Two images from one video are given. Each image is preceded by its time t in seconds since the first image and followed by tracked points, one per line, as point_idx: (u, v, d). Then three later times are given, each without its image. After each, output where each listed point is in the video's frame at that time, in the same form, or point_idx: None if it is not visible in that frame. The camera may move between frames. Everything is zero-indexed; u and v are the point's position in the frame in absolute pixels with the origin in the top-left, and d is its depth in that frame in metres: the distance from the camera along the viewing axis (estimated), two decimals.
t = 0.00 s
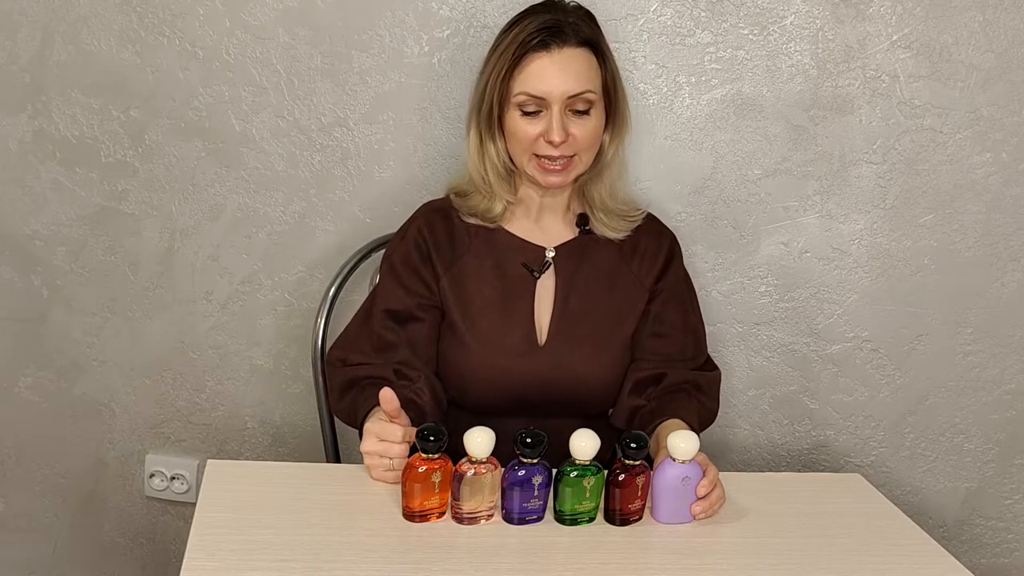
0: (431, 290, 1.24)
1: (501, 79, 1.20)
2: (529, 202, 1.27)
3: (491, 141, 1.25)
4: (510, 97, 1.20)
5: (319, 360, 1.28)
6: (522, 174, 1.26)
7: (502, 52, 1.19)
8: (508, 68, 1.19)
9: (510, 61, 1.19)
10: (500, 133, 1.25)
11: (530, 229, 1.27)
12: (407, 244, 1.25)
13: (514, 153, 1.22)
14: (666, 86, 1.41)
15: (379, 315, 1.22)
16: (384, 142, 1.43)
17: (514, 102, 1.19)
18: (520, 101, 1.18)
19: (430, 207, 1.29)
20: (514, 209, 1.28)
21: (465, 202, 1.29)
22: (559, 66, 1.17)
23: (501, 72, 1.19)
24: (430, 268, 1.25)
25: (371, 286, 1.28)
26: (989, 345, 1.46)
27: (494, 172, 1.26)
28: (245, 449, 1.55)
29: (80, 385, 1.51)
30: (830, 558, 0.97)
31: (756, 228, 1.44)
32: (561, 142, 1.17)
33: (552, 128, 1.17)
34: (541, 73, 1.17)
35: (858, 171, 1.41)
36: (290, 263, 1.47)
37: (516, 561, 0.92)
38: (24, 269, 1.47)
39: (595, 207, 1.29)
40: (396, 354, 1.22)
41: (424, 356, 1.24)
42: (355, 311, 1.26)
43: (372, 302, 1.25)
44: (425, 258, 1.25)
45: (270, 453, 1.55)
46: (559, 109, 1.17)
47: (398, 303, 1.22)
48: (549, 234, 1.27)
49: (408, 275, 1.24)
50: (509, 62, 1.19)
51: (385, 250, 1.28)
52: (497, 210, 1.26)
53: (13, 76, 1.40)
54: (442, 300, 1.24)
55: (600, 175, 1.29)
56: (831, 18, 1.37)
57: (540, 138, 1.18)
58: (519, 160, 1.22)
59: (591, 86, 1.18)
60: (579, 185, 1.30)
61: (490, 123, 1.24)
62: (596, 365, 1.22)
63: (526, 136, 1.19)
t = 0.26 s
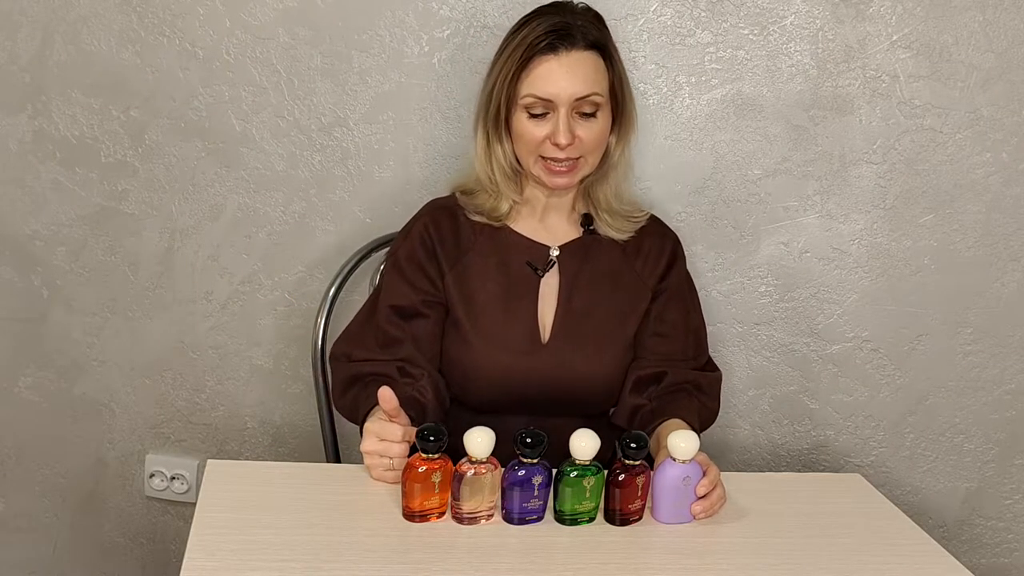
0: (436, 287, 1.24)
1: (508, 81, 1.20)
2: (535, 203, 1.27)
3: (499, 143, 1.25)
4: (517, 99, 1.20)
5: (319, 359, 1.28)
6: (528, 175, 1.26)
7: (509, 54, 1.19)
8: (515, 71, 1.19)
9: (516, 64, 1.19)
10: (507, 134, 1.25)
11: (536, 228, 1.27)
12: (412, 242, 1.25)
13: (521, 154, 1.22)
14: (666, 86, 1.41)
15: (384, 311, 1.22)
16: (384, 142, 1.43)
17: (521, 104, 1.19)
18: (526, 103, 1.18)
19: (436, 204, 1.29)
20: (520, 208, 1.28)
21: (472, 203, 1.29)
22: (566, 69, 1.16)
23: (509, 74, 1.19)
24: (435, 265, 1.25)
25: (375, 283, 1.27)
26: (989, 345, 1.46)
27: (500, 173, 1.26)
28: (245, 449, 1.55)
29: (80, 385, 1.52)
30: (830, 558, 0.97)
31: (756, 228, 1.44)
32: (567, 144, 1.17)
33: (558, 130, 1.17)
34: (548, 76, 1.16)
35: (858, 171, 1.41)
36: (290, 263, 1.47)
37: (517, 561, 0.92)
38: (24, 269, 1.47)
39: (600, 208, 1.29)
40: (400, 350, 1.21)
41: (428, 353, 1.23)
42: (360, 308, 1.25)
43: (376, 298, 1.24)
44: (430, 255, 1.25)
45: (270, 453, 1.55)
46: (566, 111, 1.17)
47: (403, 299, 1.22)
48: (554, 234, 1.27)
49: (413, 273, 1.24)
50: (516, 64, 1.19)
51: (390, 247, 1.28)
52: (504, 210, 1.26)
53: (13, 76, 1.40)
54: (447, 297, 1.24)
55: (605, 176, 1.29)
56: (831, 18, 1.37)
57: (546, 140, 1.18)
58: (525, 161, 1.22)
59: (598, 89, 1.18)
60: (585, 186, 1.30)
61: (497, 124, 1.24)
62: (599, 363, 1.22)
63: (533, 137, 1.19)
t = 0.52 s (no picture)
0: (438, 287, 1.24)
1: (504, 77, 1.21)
2: (537, 202, 1.27)
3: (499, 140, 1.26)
4: (512, 94, 1.20)
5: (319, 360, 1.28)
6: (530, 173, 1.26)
7: (506, 51, 1.21)
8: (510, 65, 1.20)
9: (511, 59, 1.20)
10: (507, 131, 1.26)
11: (537, 228, 1.27)
12: (415, 240, 1.25)
13: (517, 151, 1.22)
14: (666, 86, 1.41)
15: (386, 310, 1.22)
16: (384, 142, 1.43)
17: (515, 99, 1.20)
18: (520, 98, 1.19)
19: (439, 203, 1.29)
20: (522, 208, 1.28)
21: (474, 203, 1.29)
22: (556, 63, 1.17)
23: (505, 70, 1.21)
24: (437, 265, 1.25)
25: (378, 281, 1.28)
26: (989, 345, 1.46)
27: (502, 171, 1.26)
28: (245, 449, 1.55)
29: (81, 385, 1.52)
30: (830, 558, 0.97)
31: (757, 228, 1.44)
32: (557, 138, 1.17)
33: (549, 124, 1.18)
34: (539, 70, 1.17)
35: (858, 171, 1.41)
36: (290, 263, 1.47)
37: (517, 561, 0.92)
38: (24, 269, 1.47)
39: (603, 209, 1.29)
40: (402, 349, 1.21)
41: (429, 350, 1.23)
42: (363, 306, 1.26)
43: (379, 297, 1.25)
44: (433, 255, 1.25)
45: (270, 453, 1.55)
46: (556, 105, 1.17)
47: (406, 298, 1.22)
48: (556, 234, 1.27)
49: (416, 270, 1.24)
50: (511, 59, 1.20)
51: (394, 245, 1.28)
52: (504, 210, 1.26)
53: (13, 75, 1.40)
54: (449, 296, 1.24)
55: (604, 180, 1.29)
56: (831, 19, 1.37)
57: (539, 134, 1.19)
58: (521, 158, 1.22)
59: (589, 83, 1.18)
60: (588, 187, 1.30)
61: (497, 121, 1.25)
62: (601, 365, 1.22)
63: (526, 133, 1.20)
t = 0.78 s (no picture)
0: (430, 295, 1.24)
1: (517, 56, 1.21)
2: (529, 201, 1.28)
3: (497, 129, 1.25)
4: (525, 73, 1.21)
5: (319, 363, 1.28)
6: (525, 169, 1.27)
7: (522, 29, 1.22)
8: (526, 44, 1.21)
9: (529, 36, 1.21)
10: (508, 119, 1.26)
11: (529, 231, 1.27)
12: (406, 246, 1.26)
13: (523, 133, 1.22)
14: (666, 86, 1.41)
15: (378, 318, 1.22)
16: (384, 142, 1.43)
17: (530, 77, 1.21)
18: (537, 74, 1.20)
19: (430, 207, 1.30)
20: (513, 209, 1.29)
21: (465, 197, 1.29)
22: (578, 42, 1.20)
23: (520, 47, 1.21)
24: (429, 273, 1.25)
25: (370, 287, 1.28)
26: (989, 345, 1.46)
27: (498, 162, 1.27)
28: (245, 449, 1.55)
29: (80, 385, 1.51)
30: (830, 558, 0.97)
31: (757, 228, 1.44)
32: (575, 112, 1.18)
33: (567, 100, 1.19)
34: (561, 46, 1.20)
35: (858, 171, 1.41)
36: (290, 263, 1.47)
37: (517, 561, 0.92)
38: (24, 269, 1.47)
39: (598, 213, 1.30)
40: (395, 356, 1.21)
41: (423, 359, 1.23)
42: (354, 316, 1.25)
43: (371, 305, 1.24)
44: (424, 263, 1.25)
45: (270, 453, 1.55)
46: (576, 82, 1.20)
47: (397, 307, 1.22)
48: (547, 236, 1.27)
49: (407, 276, 1.24)
50: (528, 36, 1.21)
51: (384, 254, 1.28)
52: (495, 205, 1.27)
53: (13, 75, 1.40)
54: (441, 303, 1.24)
55: (605, 174, 1.32)
56: (831, 19, 1.37)
57: (553, 110, 1.19)
58: (527, 140, 1.22)
59: (607, 65, 1.22)
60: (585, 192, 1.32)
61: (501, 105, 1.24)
62: (596, 369, 1.22)
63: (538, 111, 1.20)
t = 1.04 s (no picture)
0: (419, 301, 1.24)
1: (526, 58, 1.20)
2: (521, 204, 1.28)
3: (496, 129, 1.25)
4: (533, 77, 1.21)
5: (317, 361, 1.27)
6: (519, 171, 1.27)
7: (533, 31, 1.21)
8: (537, 47, 1.20)
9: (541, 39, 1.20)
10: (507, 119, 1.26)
11: (519, 235, 1.27)
12: (394, 252, 1.25)
13: (524, 135, 1.22)
14: (666, 86, 1.41)
15: (368, 326, 1.21)
16: (384, 142, 1.43)
17: (538, 81, 1.21)
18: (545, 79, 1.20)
19: (419, 211, 1.29)
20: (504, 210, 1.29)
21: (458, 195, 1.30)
22: (590, 52, 1.20)
23: (530, 50, 1.20)
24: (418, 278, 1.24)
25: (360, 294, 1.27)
26: (989, 345, 1.46)
27: (493, 162, 1.27)
28: (245, 449, 1.55)
29: (80, 385, 1.52)
30: (830, 558, 0.97)
31: (757, 228, 1.44)
32: (581, 124, 1.18)
33: (573, 110, 1.19)
34: (572, 54, 1.19)
35: (858, 171, 1.41)
36: (290, 263, 1.47)
37: (517, 561, 0.92)
38: (24, 269, 1.47)
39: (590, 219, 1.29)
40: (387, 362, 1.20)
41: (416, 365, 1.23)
42: (343, 324, 1.24)
43: (360, 313, 1.24)
44: (412, 269, 1.24)
45: (270, 453, 1.55)
46: (583, 92, 1.19)
47: (387, 313, 1.21)
48: (537, 239, 1.27)
49: (396, 284, 1.23)
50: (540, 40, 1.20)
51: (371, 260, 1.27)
52: (488, 205, 1.27)
53: (13, 75, 1.40)
54: (430, 309, 1.23)
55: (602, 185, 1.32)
56: (831, 19, 1.37)
57: (558, 119, 1.19)
58: (527, 143, 1.22)
59: (614, 79, 1.22)
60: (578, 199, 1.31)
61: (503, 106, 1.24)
62: (589, 371, 1.22)
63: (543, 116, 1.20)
